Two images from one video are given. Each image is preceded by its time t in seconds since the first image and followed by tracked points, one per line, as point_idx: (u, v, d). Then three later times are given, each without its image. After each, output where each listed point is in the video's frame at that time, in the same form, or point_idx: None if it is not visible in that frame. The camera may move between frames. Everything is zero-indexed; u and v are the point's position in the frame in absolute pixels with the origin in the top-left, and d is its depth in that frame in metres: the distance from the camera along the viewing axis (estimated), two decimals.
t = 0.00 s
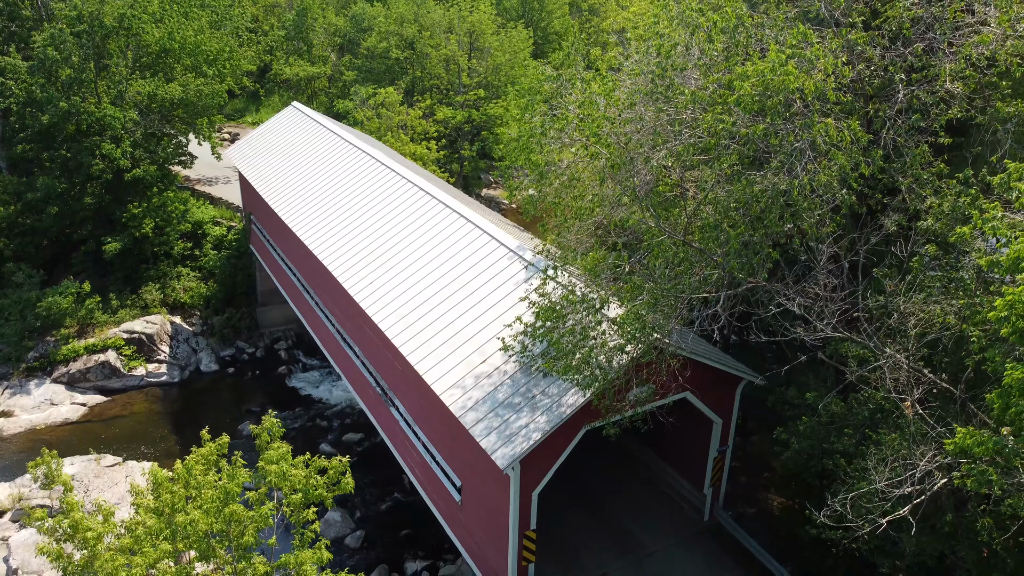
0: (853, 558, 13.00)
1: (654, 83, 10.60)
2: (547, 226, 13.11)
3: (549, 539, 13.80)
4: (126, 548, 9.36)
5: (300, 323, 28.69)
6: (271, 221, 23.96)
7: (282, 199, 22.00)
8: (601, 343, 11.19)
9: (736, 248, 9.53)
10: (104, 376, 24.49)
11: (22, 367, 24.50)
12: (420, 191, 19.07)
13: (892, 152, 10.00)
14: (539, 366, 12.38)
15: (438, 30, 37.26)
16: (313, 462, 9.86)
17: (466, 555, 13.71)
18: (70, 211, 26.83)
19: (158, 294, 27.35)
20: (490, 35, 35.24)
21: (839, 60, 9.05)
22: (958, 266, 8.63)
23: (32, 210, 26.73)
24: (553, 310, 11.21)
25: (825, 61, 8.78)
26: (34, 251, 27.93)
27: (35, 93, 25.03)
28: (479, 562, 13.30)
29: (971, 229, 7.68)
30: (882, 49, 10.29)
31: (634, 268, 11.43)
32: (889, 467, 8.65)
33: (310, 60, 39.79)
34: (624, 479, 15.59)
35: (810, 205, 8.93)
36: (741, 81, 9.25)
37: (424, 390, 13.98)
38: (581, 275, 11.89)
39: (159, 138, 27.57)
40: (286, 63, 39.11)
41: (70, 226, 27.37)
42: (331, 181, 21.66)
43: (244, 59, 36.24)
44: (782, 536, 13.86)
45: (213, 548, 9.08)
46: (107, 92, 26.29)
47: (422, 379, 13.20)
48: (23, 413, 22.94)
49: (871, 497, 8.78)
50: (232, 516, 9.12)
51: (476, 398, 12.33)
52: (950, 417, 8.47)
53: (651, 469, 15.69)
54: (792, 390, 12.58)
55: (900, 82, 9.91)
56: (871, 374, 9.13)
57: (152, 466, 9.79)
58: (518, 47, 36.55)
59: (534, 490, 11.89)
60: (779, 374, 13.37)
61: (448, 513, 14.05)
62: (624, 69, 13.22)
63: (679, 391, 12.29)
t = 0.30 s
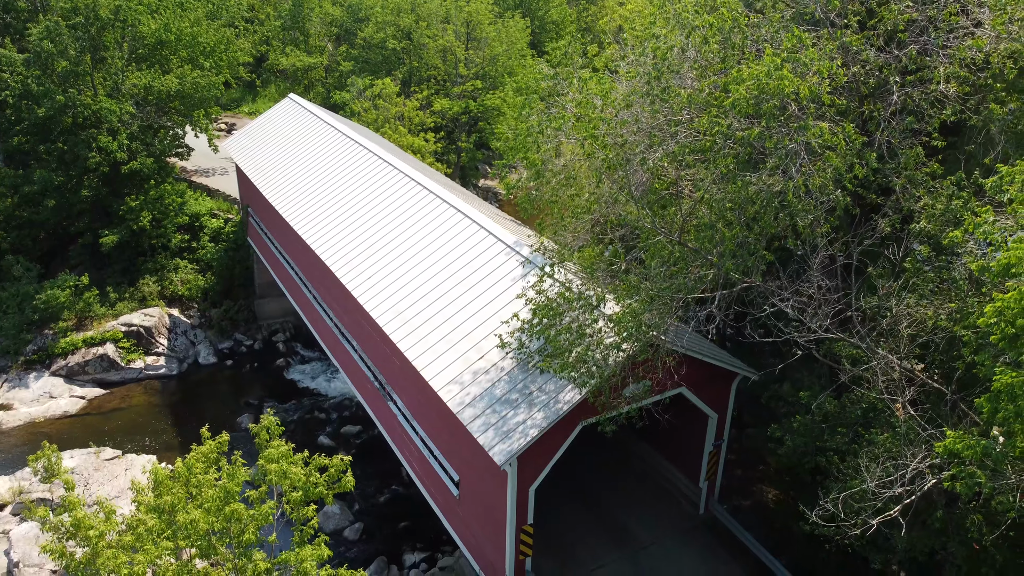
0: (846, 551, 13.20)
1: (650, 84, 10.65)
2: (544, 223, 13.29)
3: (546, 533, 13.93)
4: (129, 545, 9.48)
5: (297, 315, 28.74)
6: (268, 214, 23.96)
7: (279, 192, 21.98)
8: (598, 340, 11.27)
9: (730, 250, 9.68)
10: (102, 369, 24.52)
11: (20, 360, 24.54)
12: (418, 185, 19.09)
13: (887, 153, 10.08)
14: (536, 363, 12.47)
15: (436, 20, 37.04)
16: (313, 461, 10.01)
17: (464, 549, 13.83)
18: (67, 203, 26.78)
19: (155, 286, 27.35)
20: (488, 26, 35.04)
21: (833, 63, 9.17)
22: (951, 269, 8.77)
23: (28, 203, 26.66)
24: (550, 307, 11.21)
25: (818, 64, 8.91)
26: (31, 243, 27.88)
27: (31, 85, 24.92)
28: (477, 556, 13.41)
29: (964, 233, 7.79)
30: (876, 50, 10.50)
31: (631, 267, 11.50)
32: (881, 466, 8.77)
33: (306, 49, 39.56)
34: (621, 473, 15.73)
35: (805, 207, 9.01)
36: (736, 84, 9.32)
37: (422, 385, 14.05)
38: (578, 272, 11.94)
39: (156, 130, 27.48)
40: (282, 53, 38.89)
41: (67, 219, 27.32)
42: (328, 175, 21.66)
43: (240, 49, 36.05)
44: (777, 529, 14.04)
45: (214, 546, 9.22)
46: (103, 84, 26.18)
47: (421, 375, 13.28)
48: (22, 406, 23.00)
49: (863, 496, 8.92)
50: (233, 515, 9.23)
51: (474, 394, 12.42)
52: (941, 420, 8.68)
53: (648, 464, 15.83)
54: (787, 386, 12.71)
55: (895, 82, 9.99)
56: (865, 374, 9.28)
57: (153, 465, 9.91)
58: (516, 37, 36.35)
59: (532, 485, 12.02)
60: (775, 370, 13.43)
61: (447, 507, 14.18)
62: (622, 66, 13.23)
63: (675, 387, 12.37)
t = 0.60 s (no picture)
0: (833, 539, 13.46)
1: (640, 80, 10.70)
2: (535, 216, 14.03)
3: (538, 524, 14.07)
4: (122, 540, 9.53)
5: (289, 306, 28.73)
6: (259, 205, 23.86)
7: (269, 184, 21.89)
8: (588, 333, 11.19)
9: (719, 245, 9.81)
10: (92, 361, 24.45)
11: (11, 354, 24.44)
12: (408, 177, 19.07)
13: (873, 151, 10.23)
14: (527, 356, 12.57)
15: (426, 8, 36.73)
16: (307, 457, 10.10)
17: (457, 540, 13.96)
18: (56, 196, 26.58)
19: (146, 278, 27.24)
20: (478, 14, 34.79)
21: (820, 61, 9.31)
22: (935, 265, 8.96)
23: (16, 195, 26.43)
24: (540, 300, 11.20)
25: (806, 64, 9.02)
26: (20, 236, 27.67)
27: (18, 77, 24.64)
28: (470, 548, 13.51)
29: (949, 231, 7.95)
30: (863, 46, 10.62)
31: (620, 260, 11.61)
32: (867, 460, 8.95)
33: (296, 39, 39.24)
34: (611, 464, 15.89)
35: (791, 203, 9.13)
36: (724, 83, 9.49)
37: (414, 378, 14.09)
38: (567, 266, 11.99)
39: (145, 122, 27.28)
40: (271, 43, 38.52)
41: (56, 211, 27.14)
42: (319, 166, 21.59)
43: (229, 39, 35.71)
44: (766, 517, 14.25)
45: (209, 542, 9.34)
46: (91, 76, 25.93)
47: (413, 368, 13.33)
48: (13, 399, 22.94)
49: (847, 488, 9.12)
50: (227, 510, 9.33)
51: (466, 387, 12.50)
52: (924, 414, 8.97)
53: (638, 455, 15.98)
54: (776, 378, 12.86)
55: (881, 79, 10.10)
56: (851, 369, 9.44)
57: (146, 461, 9.97)
58: (506, 26, 36.11)
59: (523, 477, 12.13)
60: (764, 362, 13.50)
61: (440, 499, 14.28)
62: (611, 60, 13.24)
63: (664, 379, 12.46)
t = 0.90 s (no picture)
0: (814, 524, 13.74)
1: (621, 75, 10.78)
2: (518, 209, 14.80)
3: (524, 514, 14.18)
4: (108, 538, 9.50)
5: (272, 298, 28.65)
6: (241, 197, 23.69)
7: (251, 176, 21.73)
8: (572, 325, 11.26)
9: (701, 238, 9.91)
10: (75, 356, 24.22)
11: None
12: (391, 168, 19.02)
13: (850, 144, 10.39)
14: (511, 348, 12.64)
15: None
16: (292, 452, 10.14)
17: (443, 530, 14.05)
18: (34, 189, 26.21)
19: (128, 271, 26.97)
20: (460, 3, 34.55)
21: (798, 55, 9.42)
22: (912, 257, 9.13)
23: None
24: (525, 293, 11.26)
25: (785, 58, 9.12)
26: None
27: None
28: (456, 539, 13.59)
29: (926, 225, 8.09)
30: (841, 40, 10.73)
31: (602, 252, 11.71)
32: (846, 451, 9.12)
33: (277, 28, 38.81)
34: (596, 453, 16.03)
35: (771, 196, 9.24)
36: (704, 78, 9.60)
37: (397, 371, 14.09)
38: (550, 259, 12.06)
39: (124, 113, 26.93)
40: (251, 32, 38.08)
41: (35, 204, 26.76)
42: (301, 158, 21.44)
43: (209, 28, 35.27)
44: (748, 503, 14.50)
45: (196, 538, 9.34)
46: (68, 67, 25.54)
47: (398, 361, 13.36)
48: None
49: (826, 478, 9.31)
50: (214, 506, 9.34)
51: (450, 380, 12.54)
52: (901, 403, 9.20)
53: (622, 444, 16.14)
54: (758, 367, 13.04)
55: (859, 73, 10.21)
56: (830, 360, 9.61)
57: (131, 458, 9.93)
58: (489, 14, 35.90)
59: (508, 468, 12.22)
60: (746, 351, 13.68)
61: (426, 491, 14.35)
62: (593, 52, 13.24)
63: (647, 369, 12.57)
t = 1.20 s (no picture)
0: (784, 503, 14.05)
1: (590, 65, 10.84)
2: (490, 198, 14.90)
3: (500, 503, 14.27)
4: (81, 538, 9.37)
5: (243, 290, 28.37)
6: (209, 189, 23.35)
7: (219, 168, 21.42)
8: (544, 314, 11.32)
9: (670, 227, 10.02)
10: (42, 352, 23.72)
11: None
12: (361, 159, 18.88)
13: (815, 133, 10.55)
14: (485, 338, 12.67)
15: None
16: (268, 447, 10.06)
17: (420, 521, 14.09)
18: None
19: (95, 266, 26.42)
20: None
21: (764, 45, 9.55)
22: (876, 243, 9.32)
23: None
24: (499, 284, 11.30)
25: (751, 49, 9.25)
26: None
27: None
28: (433, 529, 13.63)
29: (889, 212, 8.27)
30: (806, 29, 10.86)
31: (573, 242, 11.79)
32: (814, 435, 9.30)
33: (243, 16, 38.19)
34: (570, 441, 16.16)
35: (738, 184, 9.36)
36: (671, 67, 9.70)
37: (371, 362, 14.04)
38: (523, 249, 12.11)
39: (88, 105, 26.35)
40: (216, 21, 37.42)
41: None
42: (270, 149, 21.18)
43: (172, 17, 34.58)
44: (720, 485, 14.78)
45: (171, 535, 9.26)
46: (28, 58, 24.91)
47: (371, 353, 13.32)
48: None
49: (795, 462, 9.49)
50: (189, 503, 9.26)
51: (425, 371, 12.54)
52: (867, 387, 9.36)
53: (596, 431, 16.28)
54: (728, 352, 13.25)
55: (823, 62, 10.38)
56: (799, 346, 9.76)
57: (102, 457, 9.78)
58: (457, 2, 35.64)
59: (484, 458, 12.28)
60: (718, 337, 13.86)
61: (402, 482, 14.36)
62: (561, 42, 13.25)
63: (619, 356, 12.68)
